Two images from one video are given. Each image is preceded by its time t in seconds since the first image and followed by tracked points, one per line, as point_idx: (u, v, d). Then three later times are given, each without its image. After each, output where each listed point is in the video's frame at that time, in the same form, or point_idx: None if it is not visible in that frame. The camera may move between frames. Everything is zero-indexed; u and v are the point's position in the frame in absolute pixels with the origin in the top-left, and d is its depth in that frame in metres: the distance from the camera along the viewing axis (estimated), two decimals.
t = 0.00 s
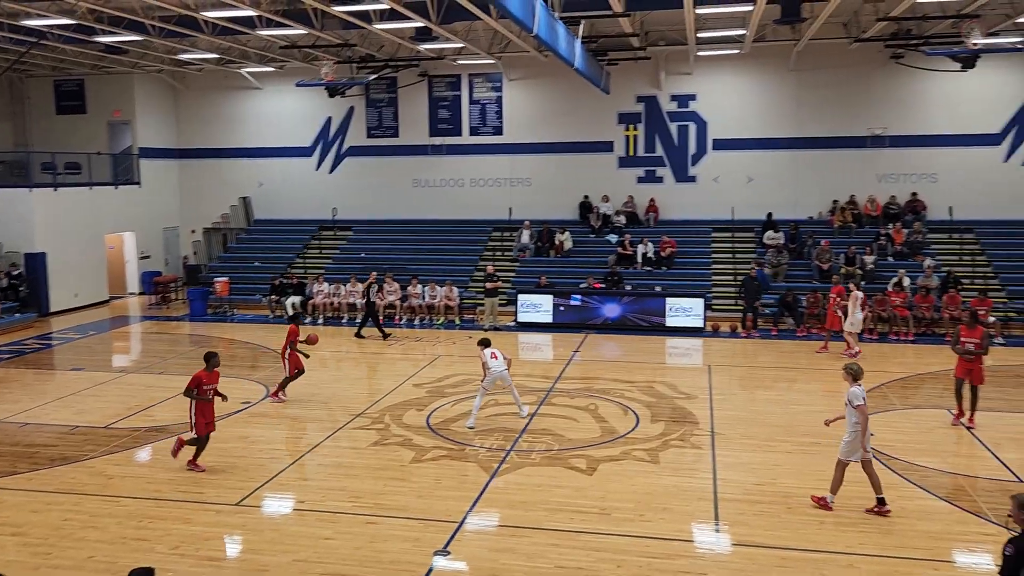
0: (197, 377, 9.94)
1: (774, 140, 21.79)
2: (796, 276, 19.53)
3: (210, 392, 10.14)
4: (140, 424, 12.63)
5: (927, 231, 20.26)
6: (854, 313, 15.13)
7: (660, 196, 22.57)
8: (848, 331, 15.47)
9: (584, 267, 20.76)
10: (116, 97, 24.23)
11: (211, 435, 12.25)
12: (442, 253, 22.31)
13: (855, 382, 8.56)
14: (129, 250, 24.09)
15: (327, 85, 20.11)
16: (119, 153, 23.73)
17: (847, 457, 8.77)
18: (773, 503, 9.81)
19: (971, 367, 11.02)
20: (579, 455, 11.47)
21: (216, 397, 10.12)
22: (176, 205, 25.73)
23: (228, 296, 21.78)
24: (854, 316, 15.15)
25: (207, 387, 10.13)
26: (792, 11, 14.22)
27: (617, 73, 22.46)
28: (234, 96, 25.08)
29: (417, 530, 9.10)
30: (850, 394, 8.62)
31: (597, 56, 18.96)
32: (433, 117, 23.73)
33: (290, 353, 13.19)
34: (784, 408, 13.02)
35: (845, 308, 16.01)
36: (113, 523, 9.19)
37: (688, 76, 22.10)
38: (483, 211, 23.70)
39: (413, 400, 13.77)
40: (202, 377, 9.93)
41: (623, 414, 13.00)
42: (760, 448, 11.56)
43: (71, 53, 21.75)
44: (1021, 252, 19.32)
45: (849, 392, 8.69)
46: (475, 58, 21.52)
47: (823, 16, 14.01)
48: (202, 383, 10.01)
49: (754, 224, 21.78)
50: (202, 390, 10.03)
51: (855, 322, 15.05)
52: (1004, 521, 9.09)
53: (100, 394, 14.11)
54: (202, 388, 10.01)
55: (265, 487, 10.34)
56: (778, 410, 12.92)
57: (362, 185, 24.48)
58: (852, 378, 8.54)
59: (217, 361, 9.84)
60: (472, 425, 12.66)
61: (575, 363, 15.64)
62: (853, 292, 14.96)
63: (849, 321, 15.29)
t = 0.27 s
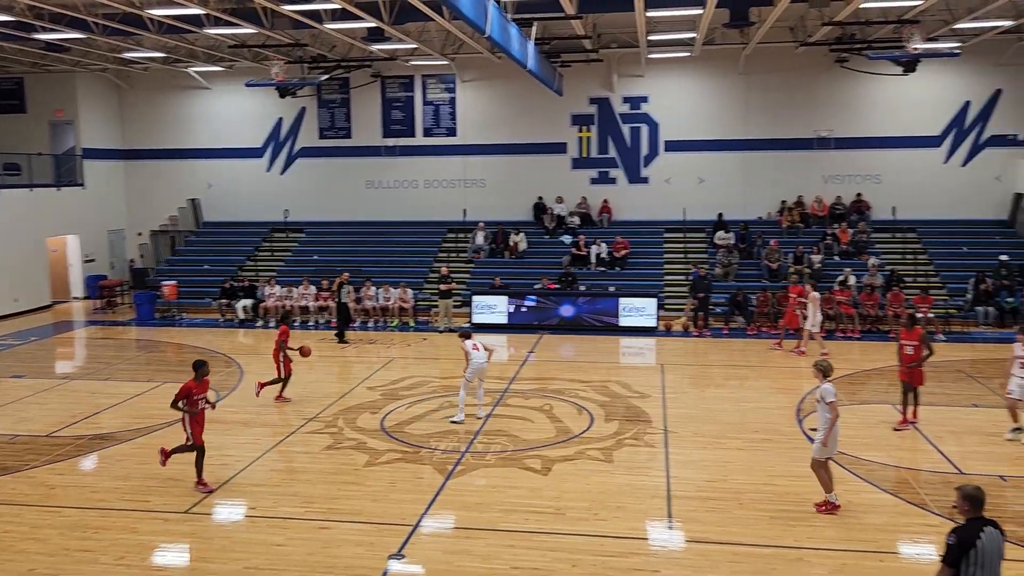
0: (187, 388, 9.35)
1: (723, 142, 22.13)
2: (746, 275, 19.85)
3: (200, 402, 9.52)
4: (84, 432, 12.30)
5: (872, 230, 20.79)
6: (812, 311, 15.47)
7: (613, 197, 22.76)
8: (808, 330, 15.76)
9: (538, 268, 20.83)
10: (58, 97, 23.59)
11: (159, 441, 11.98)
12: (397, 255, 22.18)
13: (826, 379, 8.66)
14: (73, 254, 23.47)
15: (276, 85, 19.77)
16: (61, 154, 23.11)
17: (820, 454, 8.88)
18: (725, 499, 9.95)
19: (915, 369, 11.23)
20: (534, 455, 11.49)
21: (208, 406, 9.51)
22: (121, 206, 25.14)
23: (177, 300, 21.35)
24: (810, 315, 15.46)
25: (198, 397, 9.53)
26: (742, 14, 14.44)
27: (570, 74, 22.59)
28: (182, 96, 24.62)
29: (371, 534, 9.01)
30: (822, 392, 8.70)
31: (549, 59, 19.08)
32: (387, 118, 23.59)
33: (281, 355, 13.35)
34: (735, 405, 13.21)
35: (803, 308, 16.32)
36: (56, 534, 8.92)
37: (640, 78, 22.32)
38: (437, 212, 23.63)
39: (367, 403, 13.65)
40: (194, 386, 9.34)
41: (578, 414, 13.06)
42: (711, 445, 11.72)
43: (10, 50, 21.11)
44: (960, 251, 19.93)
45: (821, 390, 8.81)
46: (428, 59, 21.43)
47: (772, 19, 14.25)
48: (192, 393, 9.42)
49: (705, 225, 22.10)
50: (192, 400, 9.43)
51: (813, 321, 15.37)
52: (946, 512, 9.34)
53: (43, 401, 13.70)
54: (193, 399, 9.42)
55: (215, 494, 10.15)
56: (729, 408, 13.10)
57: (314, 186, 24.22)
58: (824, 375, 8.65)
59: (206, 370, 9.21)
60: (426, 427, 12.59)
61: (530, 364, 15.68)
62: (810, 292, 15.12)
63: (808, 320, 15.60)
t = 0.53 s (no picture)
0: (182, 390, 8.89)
1: (668, 142, 22.43)
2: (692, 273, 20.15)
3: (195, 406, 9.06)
4: (16, 439, 11.88)
5: (812, 229, 21.29)
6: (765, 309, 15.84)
7: (561, 196, 22.89)
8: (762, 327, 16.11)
9: (487, 267, 20.84)
10: None
11: (95, 447, 11.64)
12: (344, 254, 21.95)
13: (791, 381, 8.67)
14: (4, 255, 22.70)
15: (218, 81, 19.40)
16: None
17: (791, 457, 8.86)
18: (671, 495, 10.07)
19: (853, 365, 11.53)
20: (482, 454, 11.48)
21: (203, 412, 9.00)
22: (56, 205, 24.40)
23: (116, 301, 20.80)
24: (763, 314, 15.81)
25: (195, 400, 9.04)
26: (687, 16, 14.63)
27: (517, 74, 22.66)
28: (120, 92, 24.01)
29: (317, 537, 8.89)
30: (783, 392, 8.73)
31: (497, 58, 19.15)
32: (333, 116, 23.33)
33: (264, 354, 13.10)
34: (680, 402, 13.39)
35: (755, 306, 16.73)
36: None
37: (586, 79, 22.50)
38: (385, 212, 23.46)
39: (313, 405, 13.47)
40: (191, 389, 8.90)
41: (526, 412, 13.09)
42: (657, 441, 11.85)
43: None
44: (896, 249, 20.54)
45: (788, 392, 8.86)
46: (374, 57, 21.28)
47: (716, 22, 14.48)
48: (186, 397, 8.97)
49: (651, 224, 22.37)
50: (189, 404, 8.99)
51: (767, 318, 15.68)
52: (883, 503, 9.61)
53: None
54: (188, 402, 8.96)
55: (156, 500, 9.90)
56: (674, 405, 13.27)
57: (259, 185, 23.84)
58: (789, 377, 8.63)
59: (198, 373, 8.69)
60: (373, 428, 12.48)
61: (478, 363, 15.69)
62: (763, 290, 15.46)
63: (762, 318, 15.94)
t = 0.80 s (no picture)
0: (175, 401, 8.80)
1: (616, 142, 22.63)
2: (640, 272, 20.37)
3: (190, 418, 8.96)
4: None
5: (756, 228, 21.70)
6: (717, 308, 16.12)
7: (511, 196, 22.93)
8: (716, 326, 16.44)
9: (437, 267, 20.77)
10: None
11: (30, 455, 11.27)
12: (291, 255, 21.66)
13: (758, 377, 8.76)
14: None
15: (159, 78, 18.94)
16: None
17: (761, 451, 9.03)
18: (619, 492, 10.14)
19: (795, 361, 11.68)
20: (432, 455, 11.42)
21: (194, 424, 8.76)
22: None
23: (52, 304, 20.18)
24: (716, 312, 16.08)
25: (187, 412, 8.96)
26: (634, 18, 14.77)
27: (466, 74, 22.63)
28: (56, 89, 23.32)
29: (264, 542, 8.74)
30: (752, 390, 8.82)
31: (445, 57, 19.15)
32: (279, 115, 23.00)
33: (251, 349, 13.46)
34: (629, 399, 13.52)
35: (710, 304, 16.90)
36: None
37: (536, 79, 22.59)
38: (334, 211, 23.22)
39: (260, 408, 13.25)
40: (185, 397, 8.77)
41: (476, 412, 13.08)
42: (606, 439, 11.94)
43: None
44: (837, 247, 21.05)
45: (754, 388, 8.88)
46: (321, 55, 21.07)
47: (662, 24, 14.64)
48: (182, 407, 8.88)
49: (600, 223, 22.56)
50: (183, 415, 8.85)
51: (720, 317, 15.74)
52: (825, 495, 9.83)
53: None
54: (184, 413, 8.85)
55: (95, 508, 9.63)
56: (623, 402, 13.39)
57: (203, 184, 23.37)
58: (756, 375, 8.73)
59: (193, 383, 8.50)
60: (321, 430, 12.33)
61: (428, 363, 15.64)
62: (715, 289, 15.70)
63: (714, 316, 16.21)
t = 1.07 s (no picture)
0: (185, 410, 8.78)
1: (571, 143, 22.74)
2: (595, 272, 20.50)
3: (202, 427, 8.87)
4: None
5: (709, 228, 22.00)
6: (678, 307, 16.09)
7: (467, 196, 22.91)
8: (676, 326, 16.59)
9: (392, 268, 20.67)
10: None
11: None
12: (244, 256, 21.37)
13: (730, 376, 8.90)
14: None
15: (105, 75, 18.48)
16: None
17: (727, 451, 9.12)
18: (574, 491, 10.19)
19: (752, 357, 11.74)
20: (387, 457, 11.34)
21: (200, 437, 8.66)
22: None
23: None
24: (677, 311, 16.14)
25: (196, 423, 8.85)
26: (587, 19, 14.83)
27: (421, 73, 22.54)
28: None
29: (214, 548, 8.58)
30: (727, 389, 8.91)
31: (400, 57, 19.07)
32: (230, 114, 22.65)
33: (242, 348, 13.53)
34: (585, 398, 13.60)
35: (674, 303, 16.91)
36: None
37: (491, 79, 22.60)
38: (287, 212, 22.95)
39: (210, 412, 13.02)
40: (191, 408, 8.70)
41: (432, 413, 13.03)
42: (562, 438, 11.99)
43: None
44: (787, 246, 21.43)
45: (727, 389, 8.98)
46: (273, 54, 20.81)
47: (616, 25, 14.72)
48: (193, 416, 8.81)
49: (556, 223, 22.66)
50: (194, 424, 8.83)
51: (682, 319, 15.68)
52: (775, 490, 10.00)
53: None
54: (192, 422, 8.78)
55: (39, 517, 9.36)
56: (578, 402, 13.47)
57: (152, 184, 22.91)
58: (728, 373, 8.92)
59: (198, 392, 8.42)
60: (274, 434, 12.16)
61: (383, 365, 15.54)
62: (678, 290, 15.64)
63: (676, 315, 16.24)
